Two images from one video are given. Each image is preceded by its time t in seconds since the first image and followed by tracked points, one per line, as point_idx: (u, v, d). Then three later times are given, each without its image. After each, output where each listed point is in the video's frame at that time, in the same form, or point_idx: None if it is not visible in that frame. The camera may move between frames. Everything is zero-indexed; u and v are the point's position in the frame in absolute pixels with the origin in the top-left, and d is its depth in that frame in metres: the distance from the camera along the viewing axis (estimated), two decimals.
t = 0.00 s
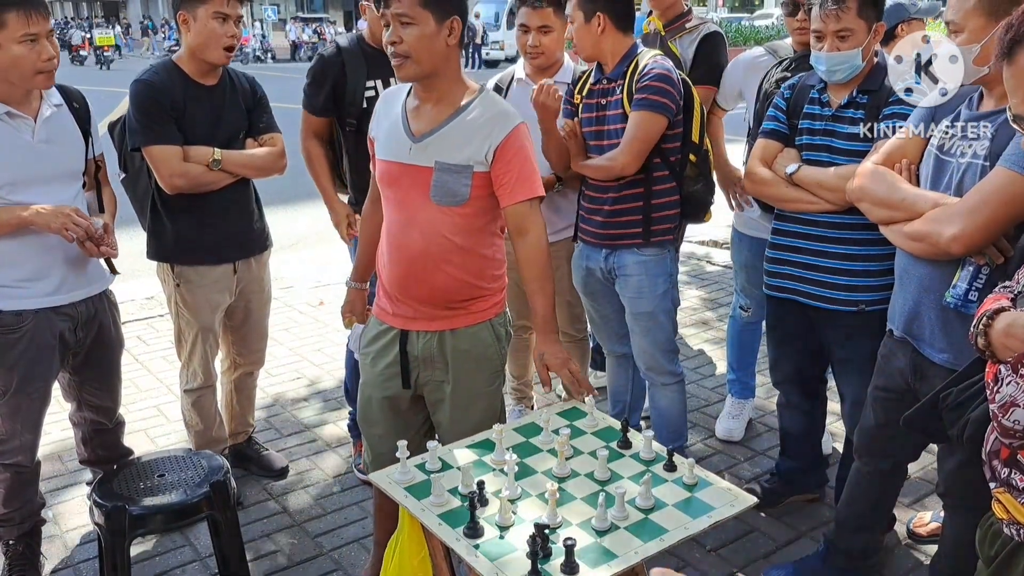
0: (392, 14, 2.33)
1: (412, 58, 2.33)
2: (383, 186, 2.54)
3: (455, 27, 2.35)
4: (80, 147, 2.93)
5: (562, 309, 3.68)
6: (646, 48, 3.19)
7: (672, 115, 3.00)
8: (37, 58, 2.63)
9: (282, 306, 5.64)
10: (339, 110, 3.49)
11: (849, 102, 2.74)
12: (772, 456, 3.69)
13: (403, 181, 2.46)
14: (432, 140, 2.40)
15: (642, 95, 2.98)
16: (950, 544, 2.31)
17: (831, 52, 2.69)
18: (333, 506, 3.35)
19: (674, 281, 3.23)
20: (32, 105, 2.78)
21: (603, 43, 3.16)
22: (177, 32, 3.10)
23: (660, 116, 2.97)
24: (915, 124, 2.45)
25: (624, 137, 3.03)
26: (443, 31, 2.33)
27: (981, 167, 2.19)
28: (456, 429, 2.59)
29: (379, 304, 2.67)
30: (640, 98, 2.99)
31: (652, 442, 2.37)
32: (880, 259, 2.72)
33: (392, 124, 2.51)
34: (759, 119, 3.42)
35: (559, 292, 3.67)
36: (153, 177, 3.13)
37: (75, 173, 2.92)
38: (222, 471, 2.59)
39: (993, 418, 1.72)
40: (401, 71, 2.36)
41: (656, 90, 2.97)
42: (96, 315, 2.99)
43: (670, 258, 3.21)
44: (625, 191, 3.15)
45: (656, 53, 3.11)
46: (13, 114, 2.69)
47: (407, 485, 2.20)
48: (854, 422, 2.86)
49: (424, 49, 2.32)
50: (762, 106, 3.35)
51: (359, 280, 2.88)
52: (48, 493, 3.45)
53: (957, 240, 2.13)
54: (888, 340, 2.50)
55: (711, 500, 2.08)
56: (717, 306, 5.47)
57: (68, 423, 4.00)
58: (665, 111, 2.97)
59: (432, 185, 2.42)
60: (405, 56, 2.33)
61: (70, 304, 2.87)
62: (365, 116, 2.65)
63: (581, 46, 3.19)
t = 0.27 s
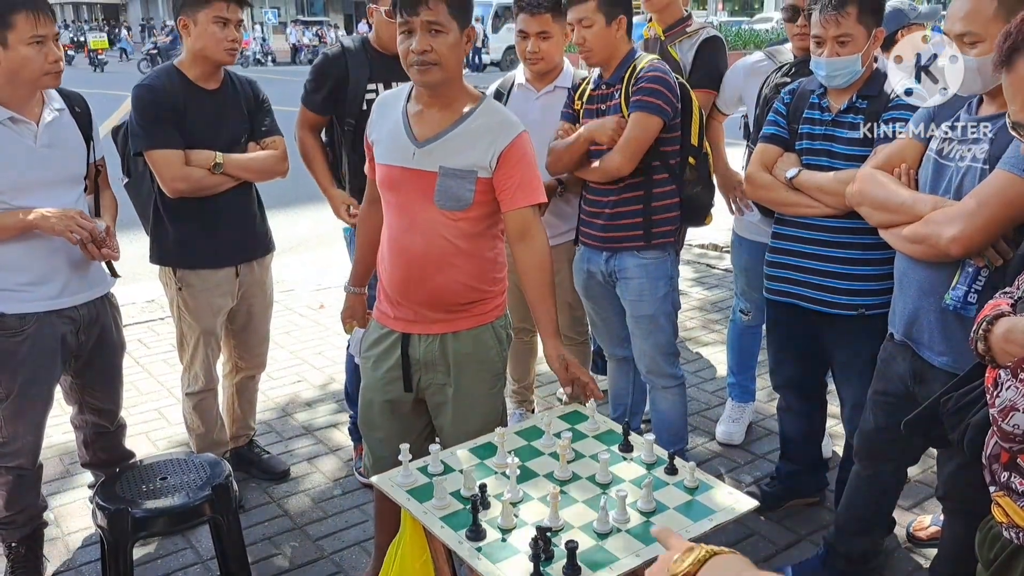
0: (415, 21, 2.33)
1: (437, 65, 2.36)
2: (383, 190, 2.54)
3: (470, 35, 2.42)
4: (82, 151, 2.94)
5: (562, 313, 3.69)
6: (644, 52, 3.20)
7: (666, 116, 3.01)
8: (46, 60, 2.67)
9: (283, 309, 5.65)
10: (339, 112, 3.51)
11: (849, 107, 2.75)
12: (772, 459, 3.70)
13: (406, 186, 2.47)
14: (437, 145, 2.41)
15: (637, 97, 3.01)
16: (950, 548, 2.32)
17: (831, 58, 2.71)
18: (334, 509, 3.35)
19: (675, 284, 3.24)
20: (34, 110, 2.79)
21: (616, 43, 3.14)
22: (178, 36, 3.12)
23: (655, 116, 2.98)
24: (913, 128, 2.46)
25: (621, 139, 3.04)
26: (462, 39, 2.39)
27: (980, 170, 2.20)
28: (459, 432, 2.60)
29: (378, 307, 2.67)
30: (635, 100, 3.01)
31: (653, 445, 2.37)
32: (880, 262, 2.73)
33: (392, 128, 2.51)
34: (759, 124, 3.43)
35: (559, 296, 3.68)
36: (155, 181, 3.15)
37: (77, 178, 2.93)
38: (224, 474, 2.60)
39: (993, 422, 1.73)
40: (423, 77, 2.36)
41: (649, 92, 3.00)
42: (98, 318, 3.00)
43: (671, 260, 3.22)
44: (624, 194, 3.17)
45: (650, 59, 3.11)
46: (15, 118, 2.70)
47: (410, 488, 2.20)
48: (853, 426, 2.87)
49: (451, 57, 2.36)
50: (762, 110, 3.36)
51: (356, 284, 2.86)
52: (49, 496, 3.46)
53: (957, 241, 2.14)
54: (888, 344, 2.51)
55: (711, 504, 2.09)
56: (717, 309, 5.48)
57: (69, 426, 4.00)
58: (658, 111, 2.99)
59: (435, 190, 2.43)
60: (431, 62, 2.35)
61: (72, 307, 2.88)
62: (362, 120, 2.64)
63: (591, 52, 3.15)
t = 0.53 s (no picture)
0: (437, 31, 2.33)
1: (457, 75, 2.37)
2: (386, 195, 2.54)
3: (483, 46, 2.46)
4: (86, 154, 2.96)
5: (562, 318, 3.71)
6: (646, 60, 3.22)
7: (666, 122, 3.03)
8: (51, 63, 2.68)
9: (284, 313, 5.67)
10: (341, 118, 3.53)
11: (849, 116, 2.77)
12: (770, 466, 3.71)
13: (410, 193, 2.48)
14: (444, 153, 2.42)
15: (638, 103, 3.04)
16: (946, 555, 2.33)
17: (831, 67, 2.73)
18: (334, 512, 3.36)
19: (675, 290, 3.25)
20: (40, 113, 2.81)
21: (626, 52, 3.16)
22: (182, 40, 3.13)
23: (655, 122, 3.01)
24: (913, 137, 2.49)
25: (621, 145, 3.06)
26: (477, 49, 2.41)
27: (980, 179, 2.22)
28: (460, 436, 2.61)
29: (379, 311, 2.68)
30: (638, 106, 3.04)
31: (651, 451, 2.39)
32: (879, 271, 2.75)
33: (396, 133, 2.51)
34: (760, 132, 3.45)
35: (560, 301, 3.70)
36: (159, 184, 3.17)
37: (81, 180, 2.95)
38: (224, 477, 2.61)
39: (987, 429, 1.74)
40: (442, 86, 2.37)
41: (651, 99, 3.02)
42: (100, 320, 3.01)
43: (672, 267, 3.23)
44: (625, 200, 3.18)
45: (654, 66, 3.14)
46: (19, 121, 2.72)
47: (409, 491, 2.22)
48: (852, 433, 2.89)
49: (470, 68, 2.39)
50: (763, 118, 3.38)
51: (344, 286, 2.84)
52: (50, 497, 3.47)
53: (956, 248, 2.16)
54: (887, 351, 2.52)
55: (709, 509, 2.10)
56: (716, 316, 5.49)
57: (70, 427, 4.01)
58: (659, 118, 3.01)
59: (441, 197, 2.45)
60: (452, 72, 2.36)
61: (75, 309, 2.90)
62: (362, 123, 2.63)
63: (606, 59, 3.15)
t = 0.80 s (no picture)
0: (447, 36, 2.35)
1: (465, 81, 2.39)
2: (388, 197, 2.56)
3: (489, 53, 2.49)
4: (90, 155, 2.98)
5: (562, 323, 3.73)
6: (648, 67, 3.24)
7: (672, 131, 3.06)
8: (55, 64, 2.69)
9: (284, 315, 5.69)
10: (344, 122, 3.56)
11: (848, 123, 2.80)
12: (767, 471, 3.73)
13: (414, 195, 2.50)
14: (449, 157, 2.45)
15: (645, 113, 3.06)
16: (940, 560, 2.34)
17: (830, 74, 2.76)
18: (332, 513, 3.38)
19: (674, 296, 3.27)
20: (45, 114, 2.83)
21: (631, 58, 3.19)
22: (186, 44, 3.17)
23: (663, 131, 3.03)
24: (911, 145, 2.51)
25: (627, 154, 3.08)
26: (485, 55, 2.44)
27: (976, 187, 2.24)
28: (459, 438, 2.63)
29: (378, 312, 2.69)
30: (645, 116, 3.05)
31: (647, 453, 2.40)
32: (876, 277, 2.77)
33: (400, 136, 2.52)
34: (759, 138, 3.48)
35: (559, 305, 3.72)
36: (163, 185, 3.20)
37: (85, 181, 2.98)
38: (224, 477, 2.63)
39: (976, 433, 1.76)
40: (449, 91, 2.39)
41: (659, 107, 3.04)
42: (102, 320, 3.03)
43: (671, 273, 3.26)
44: (626, 205, 3.20)
45: (658, 72, 3.18)
46: (24, 122, 2.75)
47: (406, 491, 2.23)
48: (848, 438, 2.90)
49: (477, 73, 2.41)
50: (763, 125, 3.40)
51: (334, 284, 2.86)
52: (50, 496, 3.49)
53: (956, 255, 2.18)
54: (883, 357, 2.54)
55: (704, 511, 2.12)
56: (715, 322, 5.51)
57: (71, 427, 4.03)
58: (665, 127, 3.04)
59: (444, 201, 2.47)
60: (461, 78, 2.38)
61: (77, 309, 2.92)
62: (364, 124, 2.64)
63: (611, 64, 3.17)
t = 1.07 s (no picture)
0: (448, 34, 2.36)
1: (464, 79, 2.40)
2: (389, 194, 2.57)
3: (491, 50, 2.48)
4: (92, 151, 3.00)
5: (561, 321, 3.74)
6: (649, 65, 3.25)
7: (672, 130, 3.08)
8: (57, 58, 2.71)
9: (284, 313, 5.70)
10: (344, 120, 3.58)
11: (846, 123, 2.81)
12: (765, 471, 3.74)
13: (414, 193, 2.51)
14: (450, 155, 2.46)
15: (647, 112, 3.07)
16: (935, 558, 2.35)
17: (829, 74, 2.77)
18: (330, 510, 3.39)
19: (673, 295, 3.28)
20: (48, 110, 2.85)
21: (633, 56, 3.20)
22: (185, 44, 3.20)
23: (664, 131, 3.05)
24: (909, 144, 2.52)
25: (628, 153, 3.09)
26: (486, 54, 2.45)
27: (976, 187, 2.25)
28: (457, 434, 2.64)
29: (377, 308, 2.70)
30: (647, 115, 3.07)
31: (643, 448, 2.41)
32: (874, 276, 2.78)
33: (401, 133, 2.54)
34: (757, 138, 3.49)
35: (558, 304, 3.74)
36: (165, 181, 3.22)
37: (87, 177, 2.99)
38: (222, 471, 2.64)
39: (966, 428, 1.77)
40: (449, 89, 2.40)
41: (660, 106, 3.06)
42: (102, 315, 3.05)
43: (670, 271, 3.27)
44: (627, 204, 3.21)
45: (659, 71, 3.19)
46: (26, 117, 2.76)
47: (403, 484, 2.24)
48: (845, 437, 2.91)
49: (477, 71, 2.42)
50: (762, 125, 3.42)
51: (339, 279, 2.89)
52: (49, 491, 3.50)
53: (956, 255, 2.19)
54: (880, 356, 2.55)
55: (699, 505, 2.13)
56: (714, 322, 5.52)
57: (70, 423, 4.04)
58: (666, 126, 3.05)
59: (444, 198, 2.49)
60: (460, 76, 2.39)
61: (78, 304, 2.93)
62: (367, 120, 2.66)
63: (612, 62, 3.18)
